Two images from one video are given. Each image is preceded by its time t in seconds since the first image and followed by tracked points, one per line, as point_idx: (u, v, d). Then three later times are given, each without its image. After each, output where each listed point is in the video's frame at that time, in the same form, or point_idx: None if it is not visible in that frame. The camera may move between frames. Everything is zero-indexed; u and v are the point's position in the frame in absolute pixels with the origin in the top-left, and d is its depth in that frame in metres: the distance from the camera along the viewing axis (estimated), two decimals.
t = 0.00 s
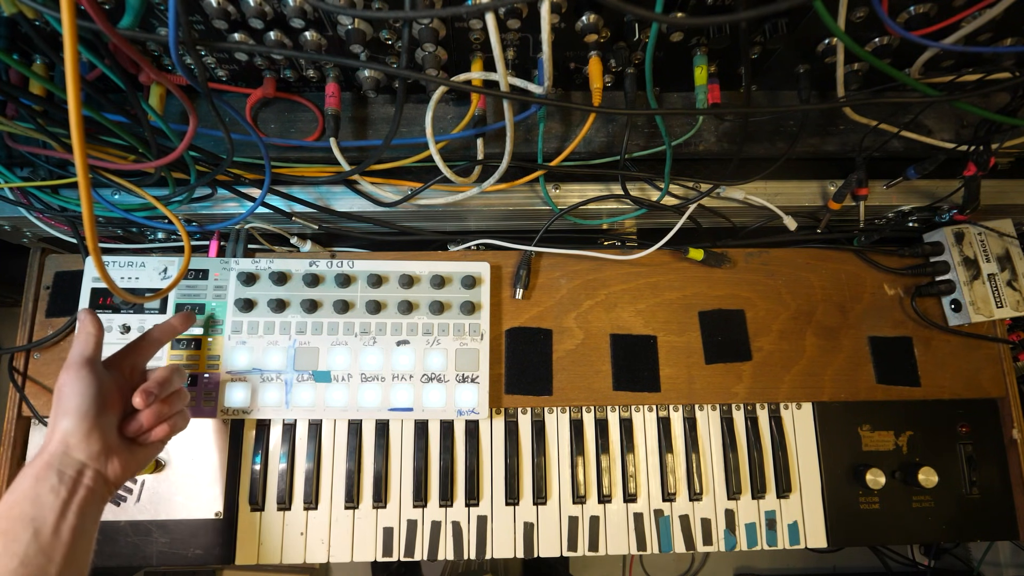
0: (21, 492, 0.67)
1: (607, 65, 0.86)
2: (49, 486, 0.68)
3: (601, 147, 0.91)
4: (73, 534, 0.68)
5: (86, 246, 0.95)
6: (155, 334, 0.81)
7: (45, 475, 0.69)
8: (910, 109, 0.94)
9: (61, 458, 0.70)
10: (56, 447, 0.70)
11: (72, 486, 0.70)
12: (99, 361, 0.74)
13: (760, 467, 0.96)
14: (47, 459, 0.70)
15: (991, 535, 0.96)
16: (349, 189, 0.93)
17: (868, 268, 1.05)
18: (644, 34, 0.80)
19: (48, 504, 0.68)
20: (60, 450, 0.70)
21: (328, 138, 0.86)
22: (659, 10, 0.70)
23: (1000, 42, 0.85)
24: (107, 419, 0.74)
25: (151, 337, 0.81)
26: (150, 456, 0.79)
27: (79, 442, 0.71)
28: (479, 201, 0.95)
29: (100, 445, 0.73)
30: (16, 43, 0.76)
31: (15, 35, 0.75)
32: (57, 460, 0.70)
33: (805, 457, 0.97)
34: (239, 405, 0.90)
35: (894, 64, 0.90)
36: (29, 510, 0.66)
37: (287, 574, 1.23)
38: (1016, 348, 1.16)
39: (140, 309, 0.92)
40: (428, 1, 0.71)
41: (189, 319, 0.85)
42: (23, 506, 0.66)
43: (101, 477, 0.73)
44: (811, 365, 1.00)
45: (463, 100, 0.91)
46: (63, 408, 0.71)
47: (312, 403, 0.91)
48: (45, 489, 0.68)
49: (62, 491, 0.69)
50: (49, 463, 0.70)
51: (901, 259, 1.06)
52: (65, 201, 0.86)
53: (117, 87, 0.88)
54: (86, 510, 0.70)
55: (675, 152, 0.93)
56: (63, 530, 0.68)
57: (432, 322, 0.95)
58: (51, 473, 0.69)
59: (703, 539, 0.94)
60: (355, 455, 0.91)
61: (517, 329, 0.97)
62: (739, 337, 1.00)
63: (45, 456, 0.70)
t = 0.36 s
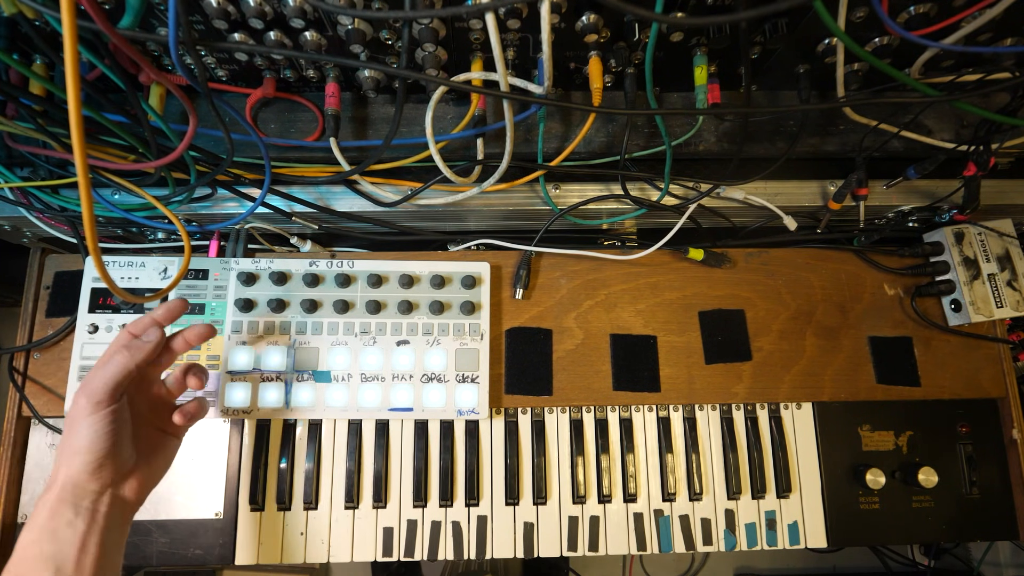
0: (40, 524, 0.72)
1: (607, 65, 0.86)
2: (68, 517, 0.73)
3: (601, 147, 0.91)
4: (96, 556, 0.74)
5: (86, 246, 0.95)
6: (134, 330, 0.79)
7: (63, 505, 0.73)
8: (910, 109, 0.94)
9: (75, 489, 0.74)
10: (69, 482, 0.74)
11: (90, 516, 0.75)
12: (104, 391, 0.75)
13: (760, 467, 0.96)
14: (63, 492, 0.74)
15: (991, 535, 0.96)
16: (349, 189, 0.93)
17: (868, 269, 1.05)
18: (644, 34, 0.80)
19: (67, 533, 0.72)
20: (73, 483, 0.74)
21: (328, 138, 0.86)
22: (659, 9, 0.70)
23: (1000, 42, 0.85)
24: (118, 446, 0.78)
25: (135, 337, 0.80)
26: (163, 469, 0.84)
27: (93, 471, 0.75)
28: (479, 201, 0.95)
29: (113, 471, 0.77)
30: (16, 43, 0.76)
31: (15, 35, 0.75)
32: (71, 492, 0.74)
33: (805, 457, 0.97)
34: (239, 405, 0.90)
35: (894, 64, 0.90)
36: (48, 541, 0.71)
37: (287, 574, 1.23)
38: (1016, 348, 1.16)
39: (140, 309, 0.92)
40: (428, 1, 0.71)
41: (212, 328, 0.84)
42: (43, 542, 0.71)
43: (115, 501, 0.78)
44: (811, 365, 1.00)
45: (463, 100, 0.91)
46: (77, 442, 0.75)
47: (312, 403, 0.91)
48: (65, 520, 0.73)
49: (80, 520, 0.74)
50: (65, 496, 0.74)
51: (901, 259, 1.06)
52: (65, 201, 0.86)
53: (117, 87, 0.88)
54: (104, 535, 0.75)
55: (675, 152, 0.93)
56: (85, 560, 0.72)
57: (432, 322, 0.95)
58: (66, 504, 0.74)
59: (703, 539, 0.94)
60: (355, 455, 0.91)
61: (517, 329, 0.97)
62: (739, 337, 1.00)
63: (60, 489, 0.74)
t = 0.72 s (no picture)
0: (41, 519, 0.72)
1: (607, 65, 0.86)
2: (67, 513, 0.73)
3: (601, 147, 0.91)
4: (94, 560, 0.73)
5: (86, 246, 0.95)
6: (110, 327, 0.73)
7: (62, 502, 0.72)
8: (910, 109, 0.94)
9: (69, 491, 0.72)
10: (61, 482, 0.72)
11: (82, 523, 0.73)
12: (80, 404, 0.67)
13: (760, 467, 0.96)
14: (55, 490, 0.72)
15: (990, 535, 0.96)
16: (349, 189, 0.93)
17: (868, 268, 1.05)
18: (644, 34, 0.80)
19: (64, 532, 0.72)
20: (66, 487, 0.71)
21: (328, 138, 0.86)
22: (659, 9, 0.70)
23: (1000, 42, 0.85)
24: (109, 449, 0.73)
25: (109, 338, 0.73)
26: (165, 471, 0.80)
27: (85, 479, 0.71)
28: (479, 201, 0.95)
29: (107, 475, 0.74)
30: (16, 43, 0.76)
31: (15, 35, 0.75)
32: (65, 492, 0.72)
33: (805, 457, 0.97)
34: (239, 405, 0.90)
35: (894, 64, 0.90)
36: (45, 539, 0.71)
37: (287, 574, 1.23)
38: (1016, 348, 1.16)
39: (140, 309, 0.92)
40: (428, 1, 0.71)
41: (210, 303, 0.76)
42: (38, 546, 0.71)
43: (114, 500, 0.76)
44: (811, 365, 1.00)
45: (463, 100, 0.91)
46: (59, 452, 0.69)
47: (312, 403, 0.91)
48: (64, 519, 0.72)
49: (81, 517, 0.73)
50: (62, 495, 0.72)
51: (901, 259, 1.06)
52: (65, 201, 0.86)
53: (117, 87, 0.88)
54: (105, 535, 0.75)
55: (675, 153, 0.93)
56: (76, 565, 0.72)
57: (432, 322, 0.95)
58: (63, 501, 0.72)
59: (703, 539, 0.94)
60: (355, 455, 0.91)
61: (517, 329, 0.97)
62: (739, 337, 1.00)
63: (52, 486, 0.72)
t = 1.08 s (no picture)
0: (62, 544, 0.73)
1: (607, 65, 0.86)
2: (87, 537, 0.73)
3: (601, 147, 0.91)
4: None
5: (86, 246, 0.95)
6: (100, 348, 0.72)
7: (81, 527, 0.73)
8: (910, 109, 0.94)
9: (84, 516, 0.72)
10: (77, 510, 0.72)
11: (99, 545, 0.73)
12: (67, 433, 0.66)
13: (760, 467, 0.96)
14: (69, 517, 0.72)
15: (991, 535, 0.96)
16: (349, 189, 0.93)
17: (868, 268, 1.05)
18: (644, 34, 0.80)
19: (84, 557, 0.72)
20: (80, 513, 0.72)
21: (327, 138, 0.86)
22: (659, 9, 0.70)
23: (1000, 42, 0.85)
24: (112, 475, 0.73)
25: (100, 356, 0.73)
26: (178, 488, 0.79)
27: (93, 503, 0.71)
28: (479, 201, 0.95)
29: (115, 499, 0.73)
30: (16, 43, 0.76)
31: (15, 35, 0.75)
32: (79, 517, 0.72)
33: (805, 457, 0.97)
34: (239, 405, 0.90)
35: (894, 64, 0.90)
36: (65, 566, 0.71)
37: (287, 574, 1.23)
38: (1016, 348, 1.16)
39: (140, 309, 0.92)
40: (427, 1, 0.71)
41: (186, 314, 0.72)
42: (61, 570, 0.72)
43: (129, 522, 0.76)
44: (811, 365, 1.00)
45: (463, 101, 0.91)
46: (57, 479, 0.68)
47: (312, 403, 0.91)
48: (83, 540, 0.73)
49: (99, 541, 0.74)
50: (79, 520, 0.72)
51: (901, 259, 1.06)
52: (65, 201, 0.86)
53: (117, 87, 0.88)
54: (126, 554, 0.75)
55: (675, 153, 0.93)
56: None
57: (432, 322, 0.95)
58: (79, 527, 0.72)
59: (703, 539, 0.94)
60: (355, 455, 0.91)
61: (517, 329, 0.97)
62: (740, 337, 1.00)
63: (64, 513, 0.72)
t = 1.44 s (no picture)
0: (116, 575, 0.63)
1: (607, 65, 0.86)
2: None
3: (601, 147, 0.91)
4: None
5: (86, 246, 0.95)
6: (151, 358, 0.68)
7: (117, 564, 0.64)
8: (910, 109, 0.94)
9: (122, 550, 0.64)
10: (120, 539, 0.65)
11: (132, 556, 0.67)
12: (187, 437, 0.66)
13: (760, 467, 0.96)
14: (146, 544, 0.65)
15: (991, 535, 0.96)
16: (349, 189, 0.93)
17: (868, 268, 1.05)
18: (644, 34, 0.80)
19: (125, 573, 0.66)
20: (127, 544, 0.64)
21: (327, 138, 0.86)
22: (659, 9, 0.70)
23: (1000, 42, 0.85)
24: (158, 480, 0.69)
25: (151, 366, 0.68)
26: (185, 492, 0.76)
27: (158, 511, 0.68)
28: (479, 201, 0.95)
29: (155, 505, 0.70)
30: (16, 43, 0.76)
31: (15, 35, 0.75)
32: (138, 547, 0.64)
33: (805, 457, 0.97)
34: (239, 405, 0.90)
35: (894, 64, 0.90)
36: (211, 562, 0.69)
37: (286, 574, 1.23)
38: (1016, 348, 1.16)
39: (140, 309, 0.92)
40: (428, 1, 0.71)
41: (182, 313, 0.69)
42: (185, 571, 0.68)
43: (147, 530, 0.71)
44: (811, 365, 1.00)
45: (463, 101, 0.91)
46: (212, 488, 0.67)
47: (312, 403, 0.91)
48: None
49: None
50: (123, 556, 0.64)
51: (901, 259, 1.06)
52: (65, 201, 0.86)
53: (117, 87, 0.88)
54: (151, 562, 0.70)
55: (675, 153, 0.93)
56: None
57: (432, 322, 0.95)
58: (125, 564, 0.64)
59: (703, 539, 0.94)
60: (355, 455, 0.91)
61: (517, 329, 0.97)
62: (740, 337, 1.00)
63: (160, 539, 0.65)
